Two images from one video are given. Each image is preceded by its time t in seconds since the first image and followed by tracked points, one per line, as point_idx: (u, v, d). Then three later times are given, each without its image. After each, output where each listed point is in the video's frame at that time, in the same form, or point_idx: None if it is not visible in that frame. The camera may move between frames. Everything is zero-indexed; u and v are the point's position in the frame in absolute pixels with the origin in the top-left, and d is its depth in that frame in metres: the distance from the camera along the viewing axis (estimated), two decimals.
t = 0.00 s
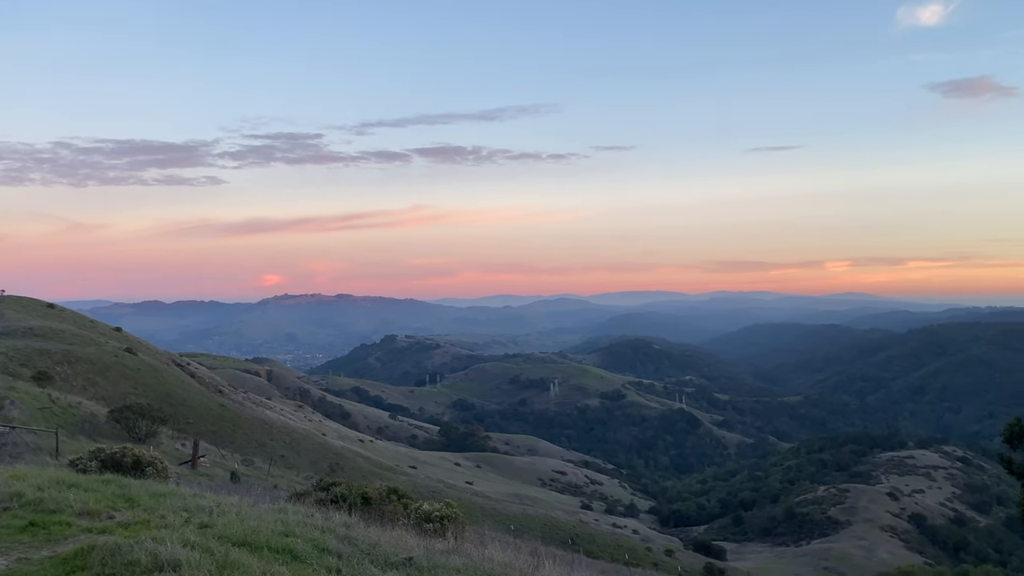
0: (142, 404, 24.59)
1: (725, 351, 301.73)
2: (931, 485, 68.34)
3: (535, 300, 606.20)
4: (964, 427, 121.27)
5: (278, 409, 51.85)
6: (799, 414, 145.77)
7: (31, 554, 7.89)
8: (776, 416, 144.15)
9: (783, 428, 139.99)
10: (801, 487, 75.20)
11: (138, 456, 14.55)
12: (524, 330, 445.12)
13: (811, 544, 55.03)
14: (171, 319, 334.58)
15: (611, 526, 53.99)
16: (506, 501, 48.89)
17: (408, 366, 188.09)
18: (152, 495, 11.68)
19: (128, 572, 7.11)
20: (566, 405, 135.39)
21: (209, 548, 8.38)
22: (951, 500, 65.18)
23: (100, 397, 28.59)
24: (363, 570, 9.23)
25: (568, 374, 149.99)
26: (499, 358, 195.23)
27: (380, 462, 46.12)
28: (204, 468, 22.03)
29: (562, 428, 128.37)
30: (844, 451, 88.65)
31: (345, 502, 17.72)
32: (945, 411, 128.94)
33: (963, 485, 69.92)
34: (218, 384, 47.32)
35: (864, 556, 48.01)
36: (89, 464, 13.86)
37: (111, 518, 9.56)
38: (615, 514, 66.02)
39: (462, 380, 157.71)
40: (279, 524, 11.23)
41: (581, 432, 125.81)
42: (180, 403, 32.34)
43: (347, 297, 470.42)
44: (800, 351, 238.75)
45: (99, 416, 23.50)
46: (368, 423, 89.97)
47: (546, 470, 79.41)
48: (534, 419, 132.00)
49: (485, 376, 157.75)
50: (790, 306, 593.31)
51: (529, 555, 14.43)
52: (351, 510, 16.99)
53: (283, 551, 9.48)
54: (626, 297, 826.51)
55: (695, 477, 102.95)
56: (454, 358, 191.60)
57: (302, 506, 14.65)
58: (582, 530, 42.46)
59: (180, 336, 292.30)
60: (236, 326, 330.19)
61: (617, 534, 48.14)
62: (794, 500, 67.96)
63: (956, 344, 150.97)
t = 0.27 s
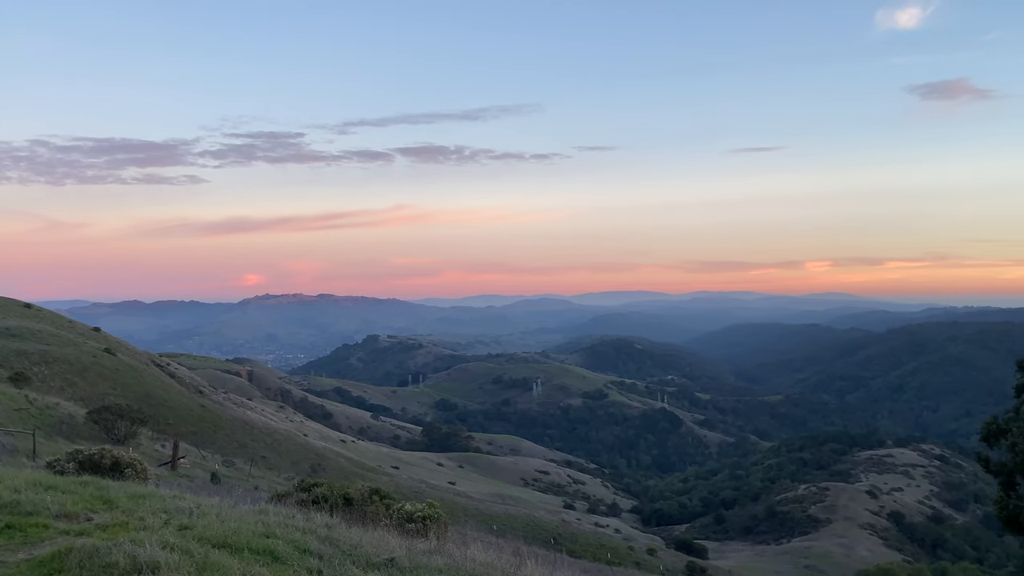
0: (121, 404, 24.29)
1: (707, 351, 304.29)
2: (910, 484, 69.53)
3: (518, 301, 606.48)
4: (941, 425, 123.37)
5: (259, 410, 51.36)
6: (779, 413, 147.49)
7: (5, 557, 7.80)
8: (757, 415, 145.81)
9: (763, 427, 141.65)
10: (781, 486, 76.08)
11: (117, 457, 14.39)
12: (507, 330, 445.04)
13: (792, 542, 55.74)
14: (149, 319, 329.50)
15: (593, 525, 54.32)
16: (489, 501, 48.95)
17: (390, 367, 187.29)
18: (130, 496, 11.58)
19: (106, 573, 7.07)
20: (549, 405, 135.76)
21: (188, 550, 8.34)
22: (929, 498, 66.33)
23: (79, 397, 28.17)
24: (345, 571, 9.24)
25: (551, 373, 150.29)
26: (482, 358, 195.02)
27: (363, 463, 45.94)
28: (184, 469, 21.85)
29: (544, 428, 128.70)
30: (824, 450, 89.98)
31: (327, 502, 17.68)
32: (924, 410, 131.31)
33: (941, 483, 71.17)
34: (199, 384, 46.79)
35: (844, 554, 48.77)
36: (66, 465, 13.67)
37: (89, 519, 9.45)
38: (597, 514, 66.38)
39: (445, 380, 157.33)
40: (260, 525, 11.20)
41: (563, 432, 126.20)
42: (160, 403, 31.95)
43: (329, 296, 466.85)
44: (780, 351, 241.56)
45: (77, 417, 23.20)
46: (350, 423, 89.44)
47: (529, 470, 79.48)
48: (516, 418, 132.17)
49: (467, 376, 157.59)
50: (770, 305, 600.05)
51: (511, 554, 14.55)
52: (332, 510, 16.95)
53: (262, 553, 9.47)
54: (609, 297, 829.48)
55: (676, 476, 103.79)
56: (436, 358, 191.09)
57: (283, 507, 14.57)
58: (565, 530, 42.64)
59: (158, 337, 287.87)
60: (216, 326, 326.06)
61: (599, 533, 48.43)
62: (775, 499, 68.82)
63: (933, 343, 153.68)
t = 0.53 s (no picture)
0: (98, 405, 23.92)
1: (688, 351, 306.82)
2: (887, 482, 70.73)
3: (500, 301, 606.20)
4: (918, 424, 125.45)
5: (239, 411, 50.79)
6: (759, 412, 149.18)
7: None
8: (737, 415, 147.40)
9: (743, 426, 143.18)
10: (761, 484, 76.93)
11: (94, 459, 14.23)
12: (489, 330, 444.80)
13: (773, 540, 56.41)
14: (124, 318, 323.82)
15: (575, 524, 54.59)
16: (471, 501, 48.95)
17: (371, 367, 186.19)
18: (108, 498, 11.47)
19: None
20: (531, 405, 136.02)
21: (166, 552, 8.32)
22: (906, 496, 67.51)
23: (55, 399, 27.69)
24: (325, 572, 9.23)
25: (533, 374, 150.39)
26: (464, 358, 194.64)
27: (344, 463, 45.68)
28: (163, 470, 21.61)
29: (526, 428, 128.88)
30: (804, 449, 91.21)
31: (308, 503, 17.60)
32: (902, 409, 133.69)
33: (918, 481, 72.47)
34: (178, 384, 46.17)
35: (823, 552, 49.51)
36: (43, 467, 13.47)
37: (66, 522, 9.38)
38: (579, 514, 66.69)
39: (427, 381, 156.74)
40: (239, 527, 11.17)
41: (545, 432, 126.48)
42: (138, 404, 31.51)
43: (309, 296, 462.89)
44: (760, 351, 244.37)
45: (53, 419, 22.83)
46: (331, 424, 88.80)
47: (511, 470, 79.59)
48: (498, 418, 132.26)
49: (449, 376, 157.26)
50: (750, 305, 606.62)
51: (492, 554, 14.62)
52: (313, 511, 16.90)
53: (243, 554, 9.45)
54: (591, 297, 832.72)
55: (657, 475, 104.56)
56: (418, 359, 190.35)
57: (263, 509, 14.49)
58: (546, 529, 42.80)
59: (134, 336, 282.93)
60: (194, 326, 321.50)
61: (581, 532, 48.70)
62: (755, 498, 69.63)
63: (910, 343, 156.29)
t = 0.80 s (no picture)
0: (74, 406, 23.53)
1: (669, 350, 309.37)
2: (864, 480, 72.01)
3: (482, 300, 605.66)
4: (893, 422, 127.71)
5: (218, 411, 50.21)
6: (738, 411, 150.88)
7: None
8: (717, 414, 149.00)
9: (723, 425, 144.70)
10: (740, 483, 77.88)
11: (70, 461, 14.05)
12: (471, 330, 444.25)
13: (752, 538, 57.20)
14: (99, 318, 317.84)
15: (555, 524, 54.90)
16: (452, 502, 48.95)
17: (351, 367, 184.98)
18: (84, 500, 11.36)
19: None
20: (512, 405, 136.21)
21: (144, 554, 8.27)
22: (883, 493, 68.75)
23: (30, 399, 27.22)
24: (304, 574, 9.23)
25: (514, 373, 150.54)
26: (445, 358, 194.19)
27: (325, 464, 45.38)
28: (140, 472, 21.36)
29: (507, 428, 129.02)
30: (782, 447, 92.48)
31: (287, 505, 17.54)
32: (879, 407, 136.15)
33: (894, 479, 73.82)
34: (156, 385, 45.53)
35: (801, 549, 50.33)
36: (19, 470, 13.30)
37: (41, 525, 9.28)
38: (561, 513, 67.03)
39: (407, 381, 156.09)
40: (218, 528, 11.12)
41: (527, 431, 126.67)
42: (116, 405, 31.08)
43: (289, 296, 458.41)
44: (739, 350, 247.20)
45: (28, 420, 22.44)
46: (311, 424, 88.10)
47: (492, 469, 79.68)
48: (479, 418, 132.28)
49: (431, 376, 156.84)
50: (730, 305, 613.23)
51: (473, 554, 14.70)
52: (293, 513, 16.83)
53: (221, 556, 9.42)
54: (572, 296, 835.20)
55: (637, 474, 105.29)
56: (399, 359, 189.53)
57: (242, 510, 14.41)
58: (527, 529, 42.96)
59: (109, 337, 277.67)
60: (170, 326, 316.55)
61: (561, 531, 48.99)
62: (734, 496, 70.47)
63: (887, 342, 158.96)
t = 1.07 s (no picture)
0: (47, 407, 23.11)
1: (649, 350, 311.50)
2: (842, 479, 73.33)
3: (463, 301, 604.68)
4: (869, 421, 129.94)
5: (195, 412, 49.57)
6: (717, 411, 152.55)
7: None
8: (696, 413, 150.53)
9: (702, 424, 146.14)
10: (719, 482, 78.75)
11: (44, 463, 13.86)
12: (452, 330, 443.21)
13: (731, 537, 57.93)
14: (71, 318, 311.55)
15: (536, 523, 55.15)
16: (433, 502, 48.84)
17: (331, 367, 183.57)
18: (59, 503, 11.21)
19: None
20: (493, 405, 136.25)
21: (118, 557, 8.23)
22: (860, 492, 70.03)
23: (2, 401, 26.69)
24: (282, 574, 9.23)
25: (495, 373, 150.54)
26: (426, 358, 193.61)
27: (304, 466, 45.02)
28: (116, 473, 21.08)
29: (488, 428, 129.03)
30: (761, 446, 93.70)
31: (266, 506, 17.44)
32: (856, 406, 138.53)
33: (871, 477, 75.19)
34: (132, 385, 44.85)
35: (779, 547, 51.10)
36: None
37: (15, 528, 9.18)
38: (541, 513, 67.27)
39: (388, 381, 155.30)
40: (195, 530, 11.05)
41: (507, 432, 126.78)
42: (91, 406, 30.59)
43: (267, 296, 453.38)
44: (718, 350, 249.85)
45: None
46: (290, 425, 87.29)
47: (472, 470, 79.66)
48: (460, 418, 132.22)
49: (411, 376, 156.23)
50: (709, 305, 619.41)
51: (452, 555, 14.75)
52: (272, 514, 16.74)
53: (198, 558, 9.38)
54: (553, 296, 836.94)
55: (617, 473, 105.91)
56: (379, 359, 188.51)
57: (220, 512, 14.31)
58: (507, 529, 43.03)
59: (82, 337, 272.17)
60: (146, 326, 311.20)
61: (541, 531, 49.19)
62: (713, 495, 71.25)
63: (864, 341, 161.58)
